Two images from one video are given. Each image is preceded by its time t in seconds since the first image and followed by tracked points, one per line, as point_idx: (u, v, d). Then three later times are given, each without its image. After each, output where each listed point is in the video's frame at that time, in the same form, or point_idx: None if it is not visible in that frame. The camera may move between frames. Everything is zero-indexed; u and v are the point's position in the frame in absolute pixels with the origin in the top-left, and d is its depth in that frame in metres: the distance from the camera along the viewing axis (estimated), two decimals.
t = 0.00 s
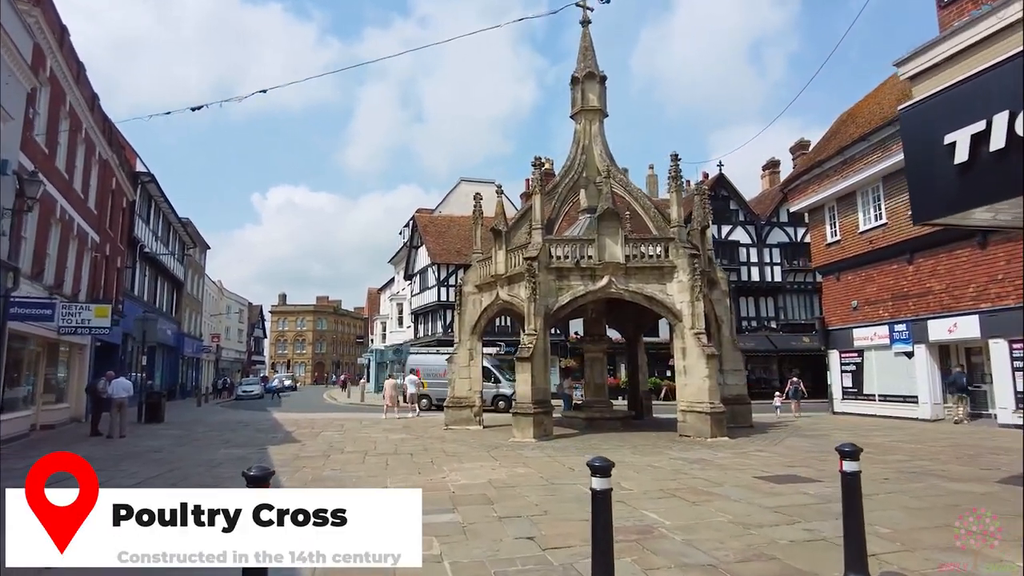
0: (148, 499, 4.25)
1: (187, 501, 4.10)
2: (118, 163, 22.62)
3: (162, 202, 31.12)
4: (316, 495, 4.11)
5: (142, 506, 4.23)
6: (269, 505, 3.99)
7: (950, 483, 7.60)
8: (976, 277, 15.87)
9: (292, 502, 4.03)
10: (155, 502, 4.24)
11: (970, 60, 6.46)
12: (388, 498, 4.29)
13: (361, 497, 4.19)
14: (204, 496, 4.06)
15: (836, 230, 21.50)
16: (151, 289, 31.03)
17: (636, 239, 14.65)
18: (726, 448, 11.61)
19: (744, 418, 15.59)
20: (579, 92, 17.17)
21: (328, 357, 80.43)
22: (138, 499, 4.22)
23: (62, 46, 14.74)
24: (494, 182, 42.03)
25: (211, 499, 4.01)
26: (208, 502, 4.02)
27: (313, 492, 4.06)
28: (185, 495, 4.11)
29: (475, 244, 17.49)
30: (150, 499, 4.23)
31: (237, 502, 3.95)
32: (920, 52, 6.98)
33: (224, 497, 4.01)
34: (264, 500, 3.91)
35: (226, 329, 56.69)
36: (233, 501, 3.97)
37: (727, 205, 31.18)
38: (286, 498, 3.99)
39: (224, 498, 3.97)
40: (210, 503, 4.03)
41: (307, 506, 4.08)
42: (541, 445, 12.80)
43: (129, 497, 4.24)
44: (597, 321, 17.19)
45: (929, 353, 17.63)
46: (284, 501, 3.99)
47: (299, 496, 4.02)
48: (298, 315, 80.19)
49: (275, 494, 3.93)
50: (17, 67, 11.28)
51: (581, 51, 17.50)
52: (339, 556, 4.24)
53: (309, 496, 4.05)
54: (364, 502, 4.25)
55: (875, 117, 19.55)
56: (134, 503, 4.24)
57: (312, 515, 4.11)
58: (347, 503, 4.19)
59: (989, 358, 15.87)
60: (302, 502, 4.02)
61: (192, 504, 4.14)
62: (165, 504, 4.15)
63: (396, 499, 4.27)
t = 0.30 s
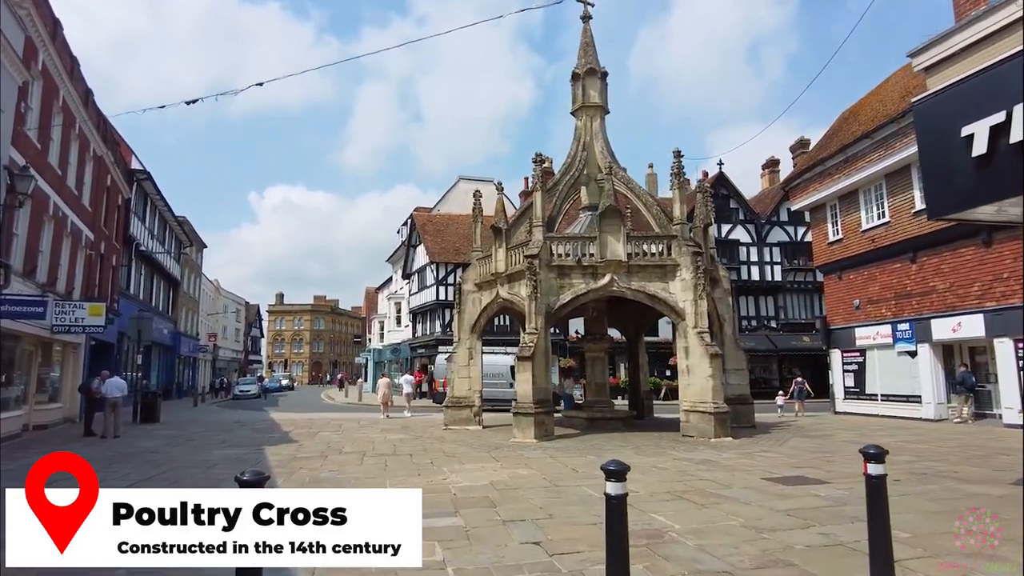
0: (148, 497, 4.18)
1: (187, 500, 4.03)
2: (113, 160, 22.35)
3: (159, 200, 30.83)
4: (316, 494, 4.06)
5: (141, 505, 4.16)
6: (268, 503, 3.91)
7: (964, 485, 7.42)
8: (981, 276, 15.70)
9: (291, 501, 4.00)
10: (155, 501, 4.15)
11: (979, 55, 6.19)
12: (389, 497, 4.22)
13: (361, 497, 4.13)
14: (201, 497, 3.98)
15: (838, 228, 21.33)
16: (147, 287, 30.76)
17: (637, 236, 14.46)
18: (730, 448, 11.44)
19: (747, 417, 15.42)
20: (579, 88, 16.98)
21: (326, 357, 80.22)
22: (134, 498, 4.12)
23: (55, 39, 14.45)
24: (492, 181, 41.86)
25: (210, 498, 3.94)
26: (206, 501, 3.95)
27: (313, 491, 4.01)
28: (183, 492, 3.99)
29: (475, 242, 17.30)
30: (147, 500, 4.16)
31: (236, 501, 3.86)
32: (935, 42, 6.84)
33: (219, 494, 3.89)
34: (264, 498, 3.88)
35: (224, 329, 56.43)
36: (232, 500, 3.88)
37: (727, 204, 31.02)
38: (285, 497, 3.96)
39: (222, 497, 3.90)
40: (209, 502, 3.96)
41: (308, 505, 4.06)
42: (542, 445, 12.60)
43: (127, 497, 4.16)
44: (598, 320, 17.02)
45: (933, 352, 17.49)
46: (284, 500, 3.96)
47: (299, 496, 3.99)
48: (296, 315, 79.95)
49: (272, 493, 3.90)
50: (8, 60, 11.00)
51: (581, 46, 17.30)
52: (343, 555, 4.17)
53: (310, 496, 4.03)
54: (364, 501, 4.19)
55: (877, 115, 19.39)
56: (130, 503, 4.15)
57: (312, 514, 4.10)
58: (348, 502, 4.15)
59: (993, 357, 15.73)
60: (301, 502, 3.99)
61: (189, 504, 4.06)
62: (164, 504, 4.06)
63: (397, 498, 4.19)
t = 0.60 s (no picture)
0: (153, 492, 3.89)
1: (187, 499, 3.77)
2: (108, 156, 22.03)
3: (155, 198, 30.52)
4: (316, 493, 3.82)
5: (142, 504, 3.88)
6: (268, 503, 3.69)
7: (983, 486, 7.20)
8: (988, 274, 15.49)
9: (291, 501, 3.76)
10: (155, 500, 3.89)
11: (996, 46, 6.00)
12: (390, 497, 4.00)
13: (363, 496, 3.91)
14: (201, 495, 3.70)
15: (841, 226, 21.13)
16: (142, 286, 30.44)
17: (641, 233, 14.22)
18: (736, 449, 11.22)
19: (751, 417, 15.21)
20: (582, 84, 16.75)
21: (323, 356, 79.93)
22: (134, 497, 3.85)
23: (48, 32, 14.16)
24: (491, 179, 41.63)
25: (210, 496, 3.69)
26: (206, 500, 3.69)
27: (314, 490, 3.78)
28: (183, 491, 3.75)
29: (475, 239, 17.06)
30: (147, 499, 3.86)
31: (235, 502, 3.64)
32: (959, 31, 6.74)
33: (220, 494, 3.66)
34: (263, 498, 3.67)
35: (220, 328, 56.06)
36: (233, 499, 3.65)
37: (728, 202, 30.84)
38: (284, 496, 3.72)
39: (222, 496, 3.66)
40: (208, 501, 3.69)
41: (308, 504, 3.81)
42: (545, 445, 12.36)
43: (128, 495, 3.85)
44: (601, 319, 16.80)
45: (939, 352, 17.27)
46: (284, 500, 3.73)
47: (297, 495, 3.75)
48: (293, 314, 79.62)
49: (270, 492, 3.69)
50: None
51: (583, 41, 17.08)
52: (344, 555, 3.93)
53: (309, 496, 3.79)
54: (366, 500, 3.96)
55: (882, 112, 19.20)
56: (130, 502, 3.85)
57: (312, 513, 3.86)
58: (349, 500, 3.91)
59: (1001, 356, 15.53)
60: (301, 502, 3.74)
61: (190, 503, 3.78)
62: (164, 501, 3.80)
63: (401, 498, 3.96)
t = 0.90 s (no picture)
0: (153, 494, 3.60)
1: (190, 499, 3.52)
2: (99, 153, 21.67)
3: (147, 195, 30.14)
4: (316, 492, 3.62)
5: (143, 504, 3.57)
6: (268, 503, 3.53)
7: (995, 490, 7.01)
8: (989, 273, 15.36)
9: (291, 501, 3.57)
10: (157, 499, 3.60)
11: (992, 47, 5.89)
12: (392, 495, 3.78)
13: (362, 495, 3.70)
14: (201, 495, 3.48)
15: (840, 225, 21.00)
16: (135, 284, 30.08)
17: (640, 232, 14.03)
18: (737, 450, 11.04)
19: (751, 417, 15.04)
20: (580, 80, 16.55)
21: (317, 355, 79.52)
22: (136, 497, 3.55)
23: (36, 24, 13.84)
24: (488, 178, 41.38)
25: (212, 496, 3.48)
26: (207, 499, 3.47)
27: (313, 489, 3.58)
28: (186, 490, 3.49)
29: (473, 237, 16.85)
30: (147, 498, 3.56)
31: (236, 501, 3.49)
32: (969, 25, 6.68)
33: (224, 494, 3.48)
34: (264, 498, 3.51)
35: (214, 327, 55.61)
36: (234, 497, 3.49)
37: (725, 201, 30.66)
38: (284, 495, 3.53)
39: (222, 495, 3.48)
40: (209, 501, 3.48)
41: (308, 504, 3.62)
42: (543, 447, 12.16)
43: (127, 496, 3.53)
44: (599, 318, 16.61)
45: (939, 352, 17.16)
46: (284, 499, 3.55)
47: (297, 494, 3.56)
48: (287, 313, 79.16)
49: (270, 492, 3.50)
50: None
51: (582, 37, 16.87)
52: (345, 556, 3.69)
53: (308, 495, 3.58)
54: (367, 499, 3.75)
55: (882, 110, 19.06)
56: (130, 502, 3.54)
57: (312, 513, 3.65)
58: (348, 500, 3.70)
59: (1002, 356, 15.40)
60: (299, 501, 3.55)
61: (190, 504, 3.52)
62: (164, 501, 3.52)
63: (403, 498, 3.75)
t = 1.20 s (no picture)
0: (151, 493, 3.25)
1: (191, 499, 3.21)
2: (85, 150, 21.27)
3: (135, 193, 29.68)
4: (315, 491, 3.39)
5: (143, 503, 3.21)
6: (268, 503, 3.31)
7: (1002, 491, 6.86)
8: (984, 272, 15.29)
9: (290, 500, 3.35)
10: (158, 498, 3.24)
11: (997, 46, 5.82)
12: (396, 494, 3.56)
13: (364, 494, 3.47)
14: (201, 494, 3.21)
15: (835, 224, 20.92)
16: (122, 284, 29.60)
17: (636, 230, 13.86)
18: (735, 451, 10.88)
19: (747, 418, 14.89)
20: (574, 77, 16.35)
21: (308, 356, 78.98)
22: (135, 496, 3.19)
23: (19, 15, 13.46)
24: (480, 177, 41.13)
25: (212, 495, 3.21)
26: (207, 499, 3.20)
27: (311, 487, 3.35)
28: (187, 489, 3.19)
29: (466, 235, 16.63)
30: (148, 497, 3.21)
31: (236, 500, 3.25)
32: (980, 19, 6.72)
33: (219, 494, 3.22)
34: (264, 497, 3.29)
35: (203, 327, 55.06)
36: (232, 496, 3.25)
37: (719, 201, 30.53)
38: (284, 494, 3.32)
39: (221, 495, 3.22)
40: (209, 500, 3.21)
41: (307, 504, 3.40)
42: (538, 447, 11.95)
43: (127, 495, 3.20)
44: (593, 317, 16.43)
45: (934, 351, 17.11)
46: (283, 498, 3.33)
47: (297, 493, 3.34)
48: (278, 314, 78.58)
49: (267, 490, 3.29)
50: None
51: (576, 34, 16.69)
52: (345, 558, 3.45)
53: (308, 493, 3.36)
54: (368, 499, 3.52)
55: (877, 110, 18.99)
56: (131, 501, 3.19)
57: (313, 513, 3.42)
58: (348, 500, 3.47)
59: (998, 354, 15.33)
60: (299, 501, 3.32)
61: (190, 503, 3.24)
62: (163, 501, 3.20)
63: (403, 497, 3.52)
